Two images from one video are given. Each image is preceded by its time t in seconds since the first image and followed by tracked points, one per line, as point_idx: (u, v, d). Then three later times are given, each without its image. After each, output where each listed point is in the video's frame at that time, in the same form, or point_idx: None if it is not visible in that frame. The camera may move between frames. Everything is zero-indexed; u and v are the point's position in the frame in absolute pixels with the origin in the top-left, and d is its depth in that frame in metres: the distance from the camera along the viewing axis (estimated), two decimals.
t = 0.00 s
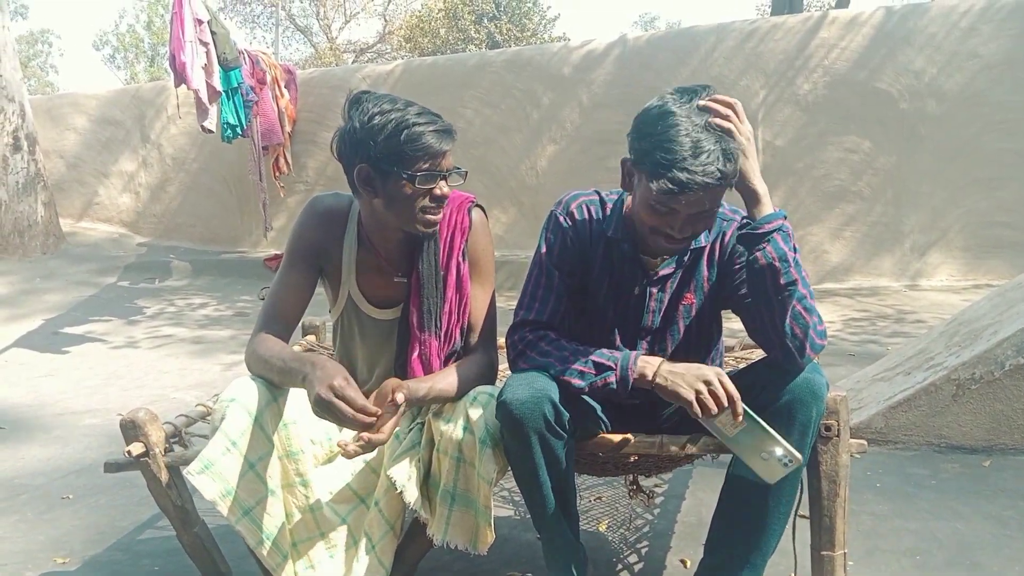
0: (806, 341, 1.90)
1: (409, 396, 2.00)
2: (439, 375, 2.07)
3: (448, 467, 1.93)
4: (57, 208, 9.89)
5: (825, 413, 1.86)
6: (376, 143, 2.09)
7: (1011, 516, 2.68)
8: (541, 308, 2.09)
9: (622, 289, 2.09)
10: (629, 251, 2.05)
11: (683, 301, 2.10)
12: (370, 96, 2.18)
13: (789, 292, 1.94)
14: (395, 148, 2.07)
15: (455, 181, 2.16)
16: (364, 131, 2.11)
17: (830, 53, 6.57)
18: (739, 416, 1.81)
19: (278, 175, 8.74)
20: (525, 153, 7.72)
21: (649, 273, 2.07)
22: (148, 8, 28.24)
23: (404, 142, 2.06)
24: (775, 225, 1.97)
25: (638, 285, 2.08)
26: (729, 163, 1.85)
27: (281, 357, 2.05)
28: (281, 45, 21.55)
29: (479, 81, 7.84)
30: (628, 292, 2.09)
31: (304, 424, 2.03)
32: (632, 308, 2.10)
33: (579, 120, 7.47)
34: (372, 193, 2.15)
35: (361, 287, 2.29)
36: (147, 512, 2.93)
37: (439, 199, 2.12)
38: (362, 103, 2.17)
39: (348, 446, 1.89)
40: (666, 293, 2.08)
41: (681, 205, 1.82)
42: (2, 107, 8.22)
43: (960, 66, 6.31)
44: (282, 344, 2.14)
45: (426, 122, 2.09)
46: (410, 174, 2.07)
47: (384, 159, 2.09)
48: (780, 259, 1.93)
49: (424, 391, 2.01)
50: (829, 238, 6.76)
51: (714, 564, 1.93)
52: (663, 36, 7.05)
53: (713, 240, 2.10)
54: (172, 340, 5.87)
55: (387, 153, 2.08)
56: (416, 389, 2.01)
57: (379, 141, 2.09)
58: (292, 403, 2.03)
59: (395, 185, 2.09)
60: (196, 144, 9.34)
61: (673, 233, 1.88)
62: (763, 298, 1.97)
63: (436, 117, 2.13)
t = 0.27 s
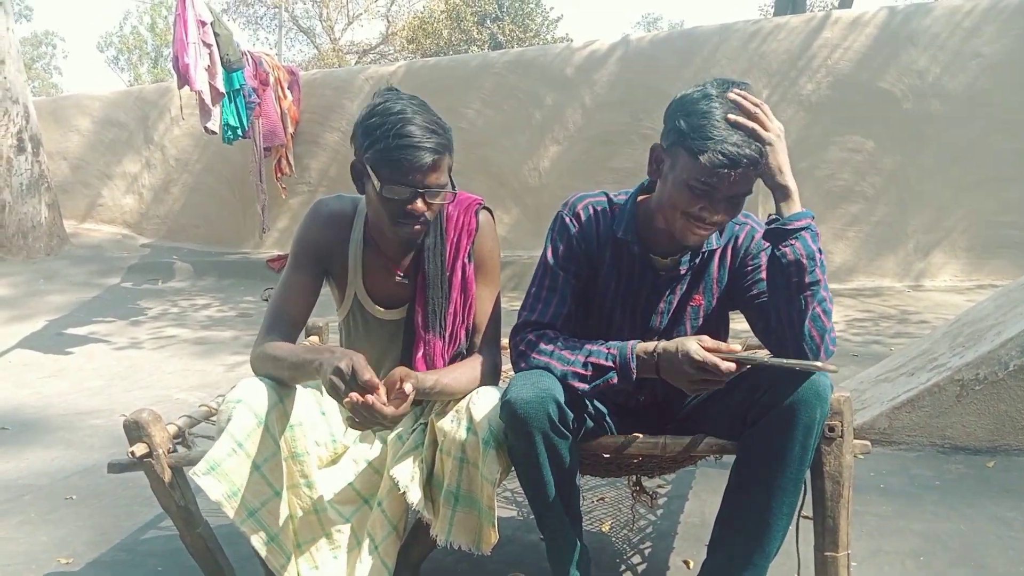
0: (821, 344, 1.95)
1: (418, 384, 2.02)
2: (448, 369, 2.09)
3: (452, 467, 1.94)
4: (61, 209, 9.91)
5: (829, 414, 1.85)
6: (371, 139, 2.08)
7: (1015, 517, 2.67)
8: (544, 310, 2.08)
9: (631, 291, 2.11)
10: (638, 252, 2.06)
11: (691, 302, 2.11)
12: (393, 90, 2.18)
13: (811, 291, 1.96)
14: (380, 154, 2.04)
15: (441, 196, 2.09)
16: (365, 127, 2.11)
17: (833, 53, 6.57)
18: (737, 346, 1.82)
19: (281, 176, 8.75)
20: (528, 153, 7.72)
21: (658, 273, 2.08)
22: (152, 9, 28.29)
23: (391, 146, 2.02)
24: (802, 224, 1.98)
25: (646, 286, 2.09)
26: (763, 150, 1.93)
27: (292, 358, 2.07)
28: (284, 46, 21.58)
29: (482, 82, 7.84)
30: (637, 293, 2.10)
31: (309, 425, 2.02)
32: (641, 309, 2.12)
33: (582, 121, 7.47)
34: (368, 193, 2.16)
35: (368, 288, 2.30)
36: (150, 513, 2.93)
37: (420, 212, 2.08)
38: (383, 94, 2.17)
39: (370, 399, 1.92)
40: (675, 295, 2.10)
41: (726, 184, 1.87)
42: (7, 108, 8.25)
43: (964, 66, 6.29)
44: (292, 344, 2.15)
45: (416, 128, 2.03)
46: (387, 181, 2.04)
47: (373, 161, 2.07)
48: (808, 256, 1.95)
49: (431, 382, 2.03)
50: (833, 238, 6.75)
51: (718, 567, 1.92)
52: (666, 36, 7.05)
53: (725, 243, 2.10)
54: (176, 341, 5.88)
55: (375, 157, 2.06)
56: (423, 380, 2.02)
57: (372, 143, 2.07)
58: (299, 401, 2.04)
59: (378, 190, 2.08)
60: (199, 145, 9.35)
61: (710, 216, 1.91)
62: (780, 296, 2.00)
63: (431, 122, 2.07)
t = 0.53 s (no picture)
0: (816, 349, 1.93)
1: (425, 375, 2.04)
2: (452, 366, 2.11)
3: (448, 471, 1.94)
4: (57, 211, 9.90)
5: (824, 418, 1.86)
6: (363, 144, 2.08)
7: (1010, 522, 2.67)
8: (545, 311, 2.09)
9: (629, 294, 2.11)
10: (638, 254, 2.07)
11: (690, 305, 2.11)
12: (403, 97, 2.18)
13: (804, 297, 1.98)
14: (366, 162, 2.03)
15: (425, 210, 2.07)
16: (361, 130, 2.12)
17: (830, 57, 6.59)
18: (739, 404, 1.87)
19: (277, 179, 8.75)
20: (526, 157, 7.73)
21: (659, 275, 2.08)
22: (150, 12, 28.32)
23: (374, 154, 2.02)
24: (794, 229, 2.00)
25: (647, 287, 2.09)
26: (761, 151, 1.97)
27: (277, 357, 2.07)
28: (282, 48, 21.58)
29: (479, 86, 7.85)
30: (637, 295, 2.10)
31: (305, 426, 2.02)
32: (639, 312, 2.12)
33: (580, 124, 7.48)
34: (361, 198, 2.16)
35: (370, 291, 2.29)
36: (146, 516, 2.92)
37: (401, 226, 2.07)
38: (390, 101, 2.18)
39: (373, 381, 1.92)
40: (674, 298, 2.10)
41: (726, 173, 1.89)
42: (4, 110, 8.24)
43: (960, 71, 6.31)
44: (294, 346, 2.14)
45: (405, 142, 2.02)
46: (368, 190, 2.04)
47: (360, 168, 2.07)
48: (799, 262, 1.97)
49: (433, 380, 2.05)
50: (829, 242, 6.76)
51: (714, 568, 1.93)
52: (663, 40, 7.07)
53: (723, 246, 2.11)
54: (172, 344, 5.87)
55: (361, 164, 2.06)
56: (429, 372, 2.05)
57: (362, 149, 2.07)
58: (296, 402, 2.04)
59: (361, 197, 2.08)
60: (197, 148, 9.35)
61: (710, 207, 1.92)
62: (775, 299, 2.01)
63: (422, 136, 2.05)
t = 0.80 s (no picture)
0: (806, 351, 1.89)
1: (425, 380, 2.05)
2: (451, 370, 2.11)
3: (447, 473, 1.93)
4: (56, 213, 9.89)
5: (824, 420, 1.86)
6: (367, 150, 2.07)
7: (1010, 523, 2.67)
8: (541, 311, 2.09)
9: (626, 295, 2.11)
10: (634, 254, 2.08)
11: (687, 305, 2.11)
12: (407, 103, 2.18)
13: (783, 302, 1.94)
14: (368, 167, 2.03)
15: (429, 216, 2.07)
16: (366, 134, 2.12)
17: (828, 60, 6.60)
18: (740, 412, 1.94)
19: (276, 181, 8.75)
20: (524, 159, 7.73)
21: (656, 275, 2.09)
22: (148, 14, 28.35)
23: (377, 161, 2.01)
24: (770, 235, 1.98)
25: (645, 287, 2.09)
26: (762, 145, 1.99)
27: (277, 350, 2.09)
28: (281, 50, 21.59)
29: (478, 88, 7.86)
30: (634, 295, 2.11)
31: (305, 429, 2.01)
32: (635, 312, 2.12)
33: (578, 127, 7.48)
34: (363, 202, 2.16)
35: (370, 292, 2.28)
36: (145, 518, 2.92)
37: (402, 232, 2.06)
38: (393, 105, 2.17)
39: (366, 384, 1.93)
40: (670, 297, 2.09)
41: (725, 163, 1.91)
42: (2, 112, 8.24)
43: (958, 73, 6.32)
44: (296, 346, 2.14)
45: (410, 151, 2.01)
46: (371, 197, 2.04)
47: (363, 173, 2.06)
48: (770, 270, 1.95)
49: (434, 384, 2.05)
50: (828, 244, 6.77)
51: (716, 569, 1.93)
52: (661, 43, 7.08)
53: (718, 246, 2.12)
54: (171, 346, 5.87)
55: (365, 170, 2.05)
56: (429, 378, 2.05)
57: (366, 154, 2.06)
58: (297, 403, 2.04)
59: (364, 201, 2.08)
60: (195, 150, 9.35)
61: (711, 198, 1.93)
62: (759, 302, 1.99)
63: (426, 144, 2.04)
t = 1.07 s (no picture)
0: (801, 354, 1.86)
1: (420, 381, 2.04)
2: (449, 372, 2.10)
3: (447, 474, 1.94)
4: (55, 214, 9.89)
5: (824, 420, 1.87)
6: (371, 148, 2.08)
7: (1009, 523, 2.67)
8: (544, 310, 2.09)
9: (631, 294, 2.10)
10: (641, 254, 2.08)
11: (690, 304, 2.10)
12: (409, 101, 2.18)
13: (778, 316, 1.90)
14: (372, 162, 2.05)
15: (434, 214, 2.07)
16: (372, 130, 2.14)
17: (827, 60, 6.60)
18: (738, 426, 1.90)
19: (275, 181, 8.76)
20: (523, 159, 7.73)
21: (660, 275, 2.09)
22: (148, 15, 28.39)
23: (383, 157, 2.02)
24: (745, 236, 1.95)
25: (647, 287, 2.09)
26: (733, 117, 1.98)
27: (281, 353, 2.08)
28: (280, 51, 21.57)
29: (477, 88, 7.86)
30: (637, 294, 2.10)
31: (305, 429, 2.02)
32: (639, 312, 2.11)
33: (578, 127, 7.49)
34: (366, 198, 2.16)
35: (369, 292, 2.28)
36: (145, 519, 2.92)
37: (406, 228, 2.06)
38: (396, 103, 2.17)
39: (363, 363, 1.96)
40: (675, 298, 2.09)
41: (664, 130, 1.96)
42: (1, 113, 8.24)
43: (957, 73, 6.31)
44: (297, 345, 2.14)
45: (413, 147, 2.02)
46: (373, 192, 2.05)
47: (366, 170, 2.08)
48: (764, 286, 1.92)
49: (432, 386, 2.04)
50: (827, 244, 6.78)
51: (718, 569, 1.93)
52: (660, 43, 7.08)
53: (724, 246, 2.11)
54: (170, 346, 5.87)
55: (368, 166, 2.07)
56: (424, 381, 2.04)
57: (370, 150, 2.07)
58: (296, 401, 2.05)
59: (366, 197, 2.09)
60: (195, 151, 9.35)
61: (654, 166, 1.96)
62: (755, 319, 1.95)
63: (431, 144, 2.05)
